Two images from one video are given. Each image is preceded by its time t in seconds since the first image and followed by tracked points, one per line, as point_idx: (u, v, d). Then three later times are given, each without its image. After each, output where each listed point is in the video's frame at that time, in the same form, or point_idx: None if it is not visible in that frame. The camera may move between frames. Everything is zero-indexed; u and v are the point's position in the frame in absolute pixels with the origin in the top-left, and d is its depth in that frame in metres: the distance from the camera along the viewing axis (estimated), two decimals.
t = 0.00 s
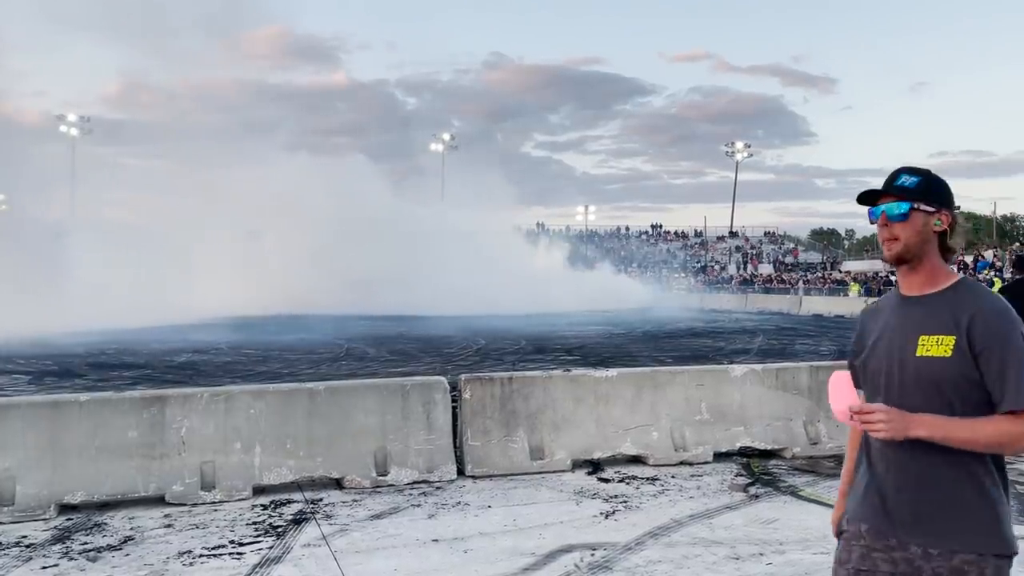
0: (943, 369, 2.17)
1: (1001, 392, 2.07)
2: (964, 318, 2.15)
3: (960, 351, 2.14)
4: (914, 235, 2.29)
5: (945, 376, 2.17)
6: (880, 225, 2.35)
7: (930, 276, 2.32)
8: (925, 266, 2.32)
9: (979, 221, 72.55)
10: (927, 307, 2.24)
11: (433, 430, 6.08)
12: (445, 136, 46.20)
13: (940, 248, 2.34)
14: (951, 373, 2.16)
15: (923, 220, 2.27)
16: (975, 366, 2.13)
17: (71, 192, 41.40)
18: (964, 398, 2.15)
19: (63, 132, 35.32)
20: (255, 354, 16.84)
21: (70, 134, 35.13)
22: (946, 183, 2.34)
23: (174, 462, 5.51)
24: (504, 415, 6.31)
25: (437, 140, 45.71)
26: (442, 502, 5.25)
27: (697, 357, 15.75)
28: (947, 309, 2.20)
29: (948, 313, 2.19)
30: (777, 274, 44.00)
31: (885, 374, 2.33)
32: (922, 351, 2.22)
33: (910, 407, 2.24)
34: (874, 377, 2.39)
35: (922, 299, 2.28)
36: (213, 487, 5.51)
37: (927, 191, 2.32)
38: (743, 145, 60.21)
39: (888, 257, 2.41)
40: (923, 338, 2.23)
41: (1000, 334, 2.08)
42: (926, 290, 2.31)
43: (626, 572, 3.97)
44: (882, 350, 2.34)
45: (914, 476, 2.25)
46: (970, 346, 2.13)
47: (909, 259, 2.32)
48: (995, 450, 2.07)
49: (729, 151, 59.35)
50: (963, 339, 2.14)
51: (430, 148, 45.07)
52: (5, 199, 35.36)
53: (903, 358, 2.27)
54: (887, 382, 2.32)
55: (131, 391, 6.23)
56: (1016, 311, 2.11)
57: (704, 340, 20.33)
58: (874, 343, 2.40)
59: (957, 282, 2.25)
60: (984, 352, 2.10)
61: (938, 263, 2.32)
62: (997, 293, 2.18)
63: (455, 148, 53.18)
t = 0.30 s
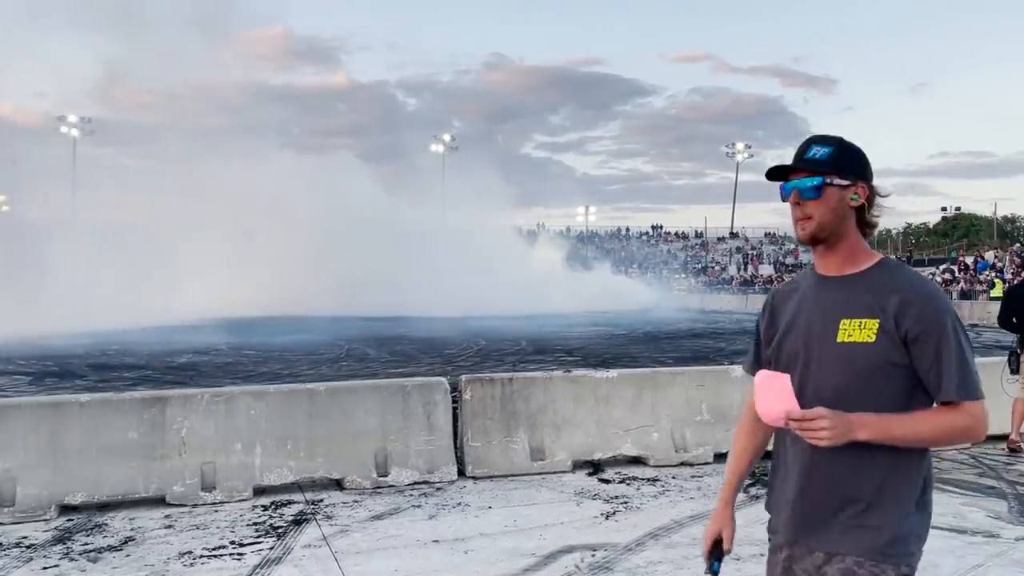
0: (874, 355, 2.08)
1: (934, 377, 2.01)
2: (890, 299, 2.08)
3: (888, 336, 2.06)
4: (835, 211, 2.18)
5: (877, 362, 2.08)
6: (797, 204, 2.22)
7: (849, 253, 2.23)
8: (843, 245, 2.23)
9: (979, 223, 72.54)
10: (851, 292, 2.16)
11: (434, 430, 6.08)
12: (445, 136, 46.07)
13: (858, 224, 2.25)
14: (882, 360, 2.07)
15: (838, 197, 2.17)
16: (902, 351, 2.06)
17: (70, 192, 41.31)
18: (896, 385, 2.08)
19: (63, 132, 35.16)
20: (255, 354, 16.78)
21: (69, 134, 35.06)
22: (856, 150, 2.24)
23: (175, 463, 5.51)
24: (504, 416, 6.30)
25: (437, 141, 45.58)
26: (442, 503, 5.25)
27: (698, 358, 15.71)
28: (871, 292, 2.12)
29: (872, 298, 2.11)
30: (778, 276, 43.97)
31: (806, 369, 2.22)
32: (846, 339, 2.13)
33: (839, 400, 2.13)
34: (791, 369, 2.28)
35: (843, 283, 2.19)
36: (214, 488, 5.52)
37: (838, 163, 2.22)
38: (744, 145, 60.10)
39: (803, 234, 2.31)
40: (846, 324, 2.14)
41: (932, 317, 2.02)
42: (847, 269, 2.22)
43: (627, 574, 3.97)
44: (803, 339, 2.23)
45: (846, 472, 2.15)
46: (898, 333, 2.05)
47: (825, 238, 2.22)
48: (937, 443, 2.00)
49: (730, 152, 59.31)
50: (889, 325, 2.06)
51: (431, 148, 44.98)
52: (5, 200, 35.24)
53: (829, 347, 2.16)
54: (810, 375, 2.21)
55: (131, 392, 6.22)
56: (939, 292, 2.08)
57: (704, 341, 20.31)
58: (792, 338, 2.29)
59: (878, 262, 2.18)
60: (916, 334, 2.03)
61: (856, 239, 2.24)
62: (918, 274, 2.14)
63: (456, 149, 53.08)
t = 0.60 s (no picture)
0: (780, 404, 1.71)
1: (849, 436, 1.66)
2: (803, 338, 1.72)
3: (796, 382, 1.70)
4: (735, 229, 1.84)
5: (782, 409, 1.71)
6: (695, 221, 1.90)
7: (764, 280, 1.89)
8: (753, 268, 1.88)
9: (980, 224, 72.65)
10: (760, 324, 1.80)
11: (435, 431, 6.08)
12: (446, 137, 46.09)
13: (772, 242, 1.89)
14: (790, 411, 1.71)
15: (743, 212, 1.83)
16: (813, 401, 1.70)
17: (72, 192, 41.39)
18: (807, 441, 1.72)
19: (63, 134, 35.19)
20: (256, 355, 16.78)
21: (71, 135, 35.11)
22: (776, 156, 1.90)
23: (175, 464, 5.51)
24: (505, 416, 6.29)
25: (437, 142, 45.59)
26: (443, 504, 5.24)
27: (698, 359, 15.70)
28: (782, 326, 1.76)
29: (782, 333, 1.75)
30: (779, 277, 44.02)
31: (706, 413, 1.86)
32: (749, 381, 1.77)
33: (738, 455, 1.77)
34: (693, 410, 1.93)
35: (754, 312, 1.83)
36: (215, 489, 5.52)
37: (750, 174, 1.89)
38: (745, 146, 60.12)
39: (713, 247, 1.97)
40: (750, 363, 1.77)
41: (848, 363, 1.67)
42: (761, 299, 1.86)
43: None
44: (704, 375, 1.87)
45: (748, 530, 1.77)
46: (809, 378, 1.69)
47: (728, 259, 1.89)
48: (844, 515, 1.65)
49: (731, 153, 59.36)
50: (799, 369, 1.70)
51: (432, 148, 45.01)
52: (6, 201, 35.29)
53: (730, 390, 1.80)
54: (710, 421, 1.84)
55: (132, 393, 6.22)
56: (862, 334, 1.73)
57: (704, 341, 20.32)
58: (695, 375, 1.93)
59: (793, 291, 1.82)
60: (831, 381, 1.67)
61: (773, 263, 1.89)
62: (839, 308, 1.79)
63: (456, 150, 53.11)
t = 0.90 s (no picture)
0: (638, 396, 1.53)
1: (707, 428, 1.45)
2: (658, 317, 1.52)
3: (652, 368, 1.51)
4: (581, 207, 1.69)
5: (640, 403, 1.53)
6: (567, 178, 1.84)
7: (636, 249, 1.72)
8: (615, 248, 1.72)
9: (982, 225, 72.64)
10: (625, 305, 1.61)
11: (436, 432, 6.07)
12: (448, 138, 46.04)
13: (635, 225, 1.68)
14: (650, 403, 1.52)
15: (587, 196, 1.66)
16: (674, 390, 1.50)
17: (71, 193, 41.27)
18: (677, 434, 1.53)
19: (64, 135, 35.18)
20: (257, 357, 16.76)
21: (71, 136, 35.07)
22: (660, 123, 1.58)
23: (175, 465, 5.51)
24: (506, 418, 6.28)
25: (438, 142, 45.55)
26: (445, 505, 5.25)
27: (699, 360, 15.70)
28: (641, 305, 1.57)
29: (646, 314, 1.56)
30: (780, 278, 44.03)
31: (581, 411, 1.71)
32: (612, 369, 1.58)
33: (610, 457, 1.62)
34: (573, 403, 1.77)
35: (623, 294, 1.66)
36: (215, 491, 5.52)
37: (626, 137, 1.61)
38: (746, 146, 60.11)
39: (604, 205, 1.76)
40: (614, 350, 1.59)
41: (702, 346, 1.44)
42: (622, 278, 1.70)
43: None
44: (581, 366, 1.70)
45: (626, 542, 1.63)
46: (663, 362, 1.49)
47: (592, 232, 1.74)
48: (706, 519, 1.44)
49: (732, 154, 59.32)
50: (654, 353, 1.50)
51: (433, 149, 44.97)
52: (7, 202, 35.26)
53: (597, 380, 1.62)
54: (583, 420, 1.69)
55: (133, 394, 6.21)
56: (731, 305, 1.48)
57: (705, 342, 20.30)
58: (577, 365, 1.77)
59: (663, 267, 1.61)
60: (685, 367, 1.45)
61: (624, 238, 1.69)
62: (714, 276, 1.55)
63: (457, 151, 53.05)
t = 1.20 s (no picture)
0: (442, 450, 1.28)
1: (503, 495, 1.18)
2: (461, 357, 1.27)
3: (452, 417, 1.26)
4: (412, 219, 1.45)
5: (444, 459, 1.28)
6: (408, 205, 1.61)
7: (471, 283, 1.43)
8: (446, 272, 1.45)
9: (984, 225, 72.68)
10: (447, 342, 1.37)
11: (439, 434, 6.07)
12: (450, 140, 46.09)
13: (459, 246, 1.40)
14: (452, 460, 1.27)
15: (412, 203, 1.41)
16: (476, 448, 1.24)
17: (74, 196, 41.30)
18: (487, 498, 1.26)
19: (66, 136, 35.26)
20: (259, 358, 16.77)
21: (73, 138, 35.13)
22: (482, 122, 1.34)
23: (178, 466, 5.51)
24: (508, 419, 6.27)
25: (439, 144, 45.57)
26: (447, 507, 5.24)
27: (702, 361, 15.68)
28: (457, 342, 1.33)
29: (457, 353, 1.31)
30: (782, 278, 44.02)
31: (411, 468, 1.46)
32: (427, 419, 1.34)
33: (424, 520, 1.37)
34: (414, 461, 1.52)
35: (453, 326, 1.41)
36: (217, 492, 5.52)
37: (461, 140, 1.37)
38: (747, 147, 60.07)
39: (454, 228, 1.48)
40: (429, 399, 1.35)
41: (495, 394, 1.18)
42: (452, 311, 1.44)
43: None
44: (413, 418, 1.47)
45: None
46: (463, 411, 1.24)
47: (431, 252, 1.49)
48: None
49: (733, 154, 59.36)
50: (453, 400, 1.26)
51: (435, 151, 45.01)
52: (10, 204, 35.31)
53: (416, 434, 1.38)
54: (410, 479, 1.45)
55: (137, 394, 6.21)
56: (538, 346, 1.22)
57: (707, 343, 20.25)
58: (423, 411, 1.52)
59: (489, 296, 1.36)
60: (478, 420, 1.21)
61: (450, 267, 1.43)
62: (532, 309, 1.29)
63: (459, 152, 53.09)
